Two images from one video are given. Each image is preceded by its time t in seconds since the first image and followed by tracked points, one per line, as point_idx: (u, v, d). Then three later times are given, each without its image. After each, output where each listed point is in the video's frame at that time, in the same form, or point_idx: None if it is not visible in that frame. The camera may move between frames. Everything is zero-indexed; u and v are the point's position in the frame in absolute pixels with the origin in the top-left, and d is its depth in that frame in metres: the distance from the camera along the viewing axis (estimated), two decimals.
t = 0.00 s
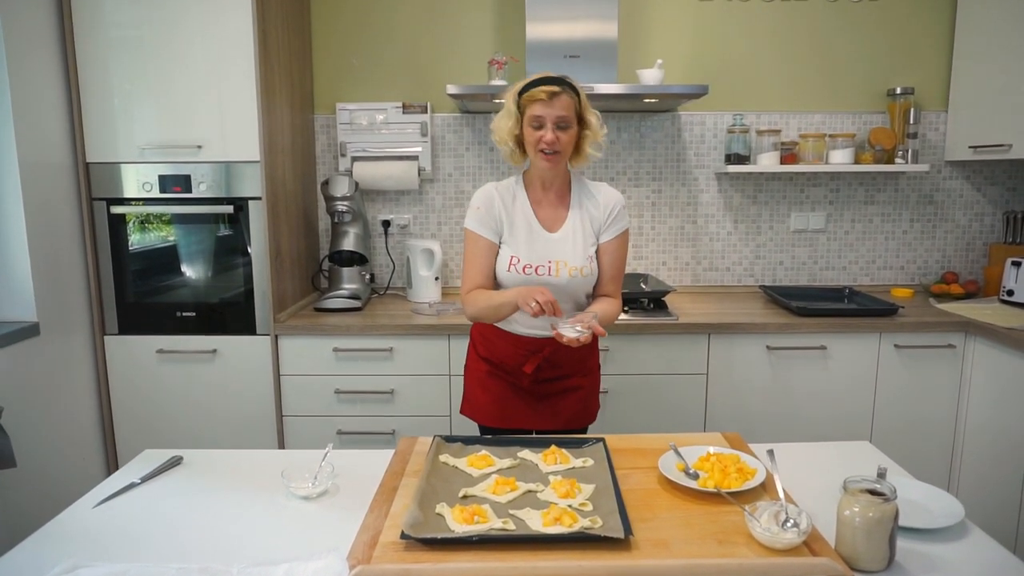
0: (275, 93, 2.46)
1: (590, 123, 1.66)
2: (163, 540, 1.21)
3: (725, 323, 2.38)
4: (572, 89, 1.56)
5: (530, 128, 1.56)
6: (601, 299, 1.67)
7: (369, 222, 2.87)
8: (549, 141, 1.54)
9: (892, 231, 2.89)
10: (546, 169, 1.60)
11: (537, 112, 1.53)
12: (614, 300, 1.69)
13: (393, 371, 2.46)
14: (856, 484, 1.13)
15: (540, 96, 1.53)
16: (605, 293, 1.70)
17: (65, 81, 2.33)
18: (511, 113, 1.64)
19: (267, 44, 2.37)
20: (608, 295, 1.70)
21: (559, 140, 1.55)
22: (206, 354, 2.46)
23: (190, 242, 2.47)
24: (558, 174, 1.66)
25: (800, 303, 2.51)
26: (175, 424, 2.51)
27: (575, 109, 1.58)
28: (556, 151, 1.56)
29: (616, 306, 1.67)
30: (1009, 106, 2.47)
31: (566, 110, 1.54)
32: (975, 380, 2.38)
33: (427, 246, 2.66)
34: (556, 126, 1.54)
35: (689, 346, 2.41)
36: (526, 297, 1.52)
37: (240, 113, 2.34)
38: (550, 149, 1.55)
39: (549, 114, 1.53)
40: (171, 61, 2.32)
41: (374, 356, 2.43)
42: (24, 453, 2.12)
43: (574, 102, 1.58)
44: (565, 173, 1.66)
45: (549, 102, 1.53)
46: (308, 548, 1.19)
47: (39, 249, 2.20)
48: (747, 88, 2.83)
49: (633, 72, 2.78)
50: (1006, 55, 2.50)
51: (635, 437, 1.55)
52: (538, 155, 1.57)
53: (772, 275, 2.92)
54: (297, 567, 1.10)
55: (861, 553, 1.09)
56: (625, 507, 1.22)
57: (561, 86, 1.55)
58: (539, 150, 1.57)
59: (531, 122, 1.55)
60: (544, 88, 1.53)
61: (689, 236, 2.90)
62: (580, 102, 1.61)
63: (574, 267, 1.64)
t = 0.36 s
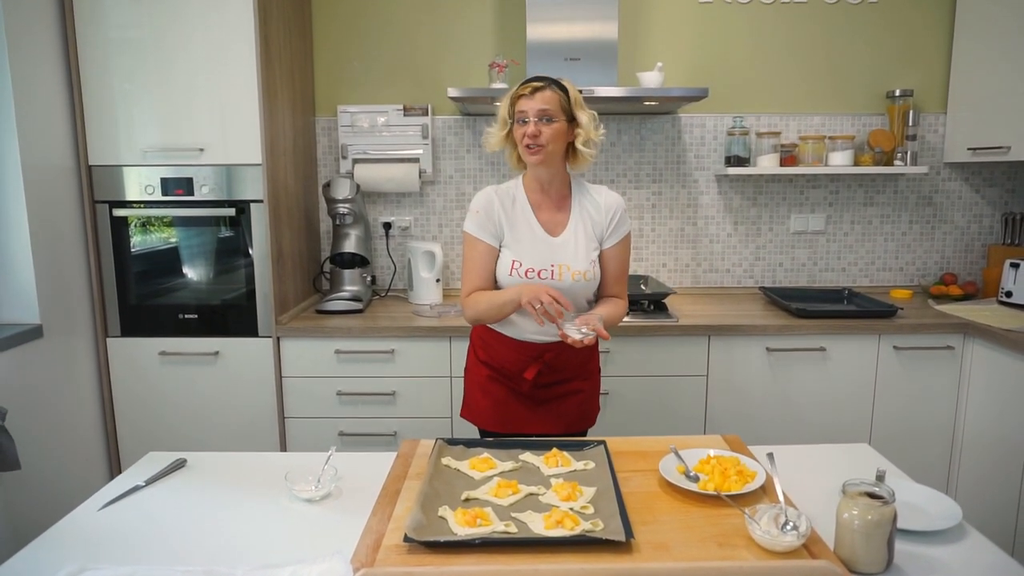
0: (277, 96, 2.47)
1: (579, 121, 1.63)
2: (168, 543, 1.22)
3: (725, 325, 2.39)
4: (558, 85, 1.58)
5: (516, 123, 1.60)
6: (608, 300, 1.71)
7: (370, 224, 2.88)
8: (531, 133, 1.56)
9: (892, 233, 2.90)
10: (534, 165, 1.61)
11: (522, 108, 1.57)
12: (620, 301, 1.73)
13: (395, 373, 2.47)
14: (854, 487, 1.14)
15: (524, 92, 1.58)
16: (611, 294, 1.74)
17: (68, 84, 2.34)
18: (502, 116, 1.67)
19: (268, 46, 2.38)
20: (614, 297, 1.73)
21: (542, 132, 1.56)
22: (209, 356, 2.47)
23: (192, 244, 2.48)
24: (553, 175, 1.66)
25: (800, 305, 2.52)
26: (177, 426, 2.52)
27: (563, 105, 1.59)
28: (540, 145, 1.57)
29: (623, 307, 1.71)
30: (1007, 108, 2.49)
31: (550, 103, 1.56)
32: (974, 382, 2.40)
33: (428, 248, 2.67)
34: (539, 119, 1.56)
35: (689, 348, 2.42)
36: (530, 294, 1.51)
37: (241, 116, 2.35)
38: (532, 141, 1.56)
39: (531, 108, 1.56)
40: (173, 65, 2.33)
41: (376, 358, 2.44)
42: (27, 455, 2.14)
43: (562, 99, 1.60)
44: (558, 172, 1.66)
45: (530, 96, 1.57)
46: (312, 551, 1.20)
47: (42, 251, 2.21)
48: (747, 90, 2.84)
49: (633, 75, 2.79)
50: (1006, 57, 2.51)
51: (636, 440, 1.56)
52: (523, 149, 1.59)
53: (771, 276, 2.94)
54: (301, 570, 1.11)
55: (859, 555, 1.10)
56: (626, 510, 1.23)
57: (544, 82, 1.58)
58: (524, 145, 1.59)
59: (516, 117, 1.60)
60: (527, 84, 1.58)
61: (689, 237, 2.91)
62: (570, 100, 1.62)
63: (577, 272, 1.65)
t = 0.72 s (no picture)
0: (278, 95, 2.47)
1: (579, 133, 1.63)
2: (171, 541, 1.23)
3: (725, 324, 2.40)
4: (558, 97, 1.57)
5: (517, 138, 1.59)
6: (609, 309, 1.72)
7: (371, 222, 2.88)
8: (533, 150, 1.55)
9: (892, 231, 2.90)
10: (535, 180, 1.60)
11: (523, 122, 1.56)
12: (622, 310, 1.73)
13: (396, 371, 2.47)
14: (854, 485, 1.15)
15: (524, 105, 1.57)
16: (613, 303, 1.74)
17: (70, 83, 2.34)
18: (502, 127, 1.66)
19: (269, 45, 2.38)
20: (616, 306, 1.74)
21: (543, 148, 1.55)
22: (210, 354, 2.47)
23: (193, 242, 2.48)
24: (554, 187, 1.66)
25: (800, 304, 2.52)
26: (179, 424, 2.53)
27: (563, 118, 1.58)
28: (541, 161, 1.56)
29: (625, 316, 1.71)
30: (1008, 108, 2.49)
31: (550, 118, 1.55)
32: (974, 380, 2.40)
33: (429, 246, 2.68)
34: (540, 135, 1.55)
35: (690, 346, 2.42)
36: (515, 323, 1.52)
37: (242, 114, 2.35)
38: (533, 158, 1.55)
39: (532, 123, 1.55)
40: (175, 63, 2.33)
41: (377, 356, 2.45)
42: (30, 453, 2.14)
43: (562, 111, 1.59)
44: (558, 185, 1.65)
45: (531, 111, 1.55)
46: (314, 549, 1.20)
47: (44, 250, 2.21)
48: (747, 89, 2.84)
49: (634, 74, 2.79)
50: (1006, 56, 2.51)
51: (637, 438, 1.57)
52: (525, 165, 1.58)
53: (772, 275, 2.94)
54: (303, 568, 1.11)
55: (859, 553, 1.11)
56: (627, 508, 1.24)
57: (544, 95, 1.56)
58: (525, 161, 1.58)
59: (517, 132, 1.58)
60: (527, 98, 1.56)
61: (690, 236, 2.92)
62: (569, 112, 1.61)
63: (577, 285, 1.66)
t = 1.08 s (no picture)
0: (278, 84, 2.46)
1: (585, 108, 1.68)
2: (176, 529, 1.24)
3: (726, 312, 2.40)
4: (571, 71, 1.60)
5: (534, 110, 1.58)
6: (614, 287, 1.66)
7: (372, 211, 2.88)
8: (557, 120, 1.55)
9: (893, 219, 2.90)
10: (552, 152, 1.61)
11: (541, 94, 1.56)
12: (628, 288, 1.67)
13: (398, 360, 2.49)
14: (852, 473, 1.16)
15: (540, 77, 1.57)
16: (618, 281, 1.69)
17: (70, 72, 2.34)
18: (507, 102, 1.64)
19: (269, 35, 2.37)
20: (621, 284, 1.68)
21: (566, 119, 1.57)
22: (213, 342, 2.49)
23: (194, 231, 2.49)
24: (559, 161, 1.68)
25: (800, 292, 2.53)
26: (182, 412, 2.54)
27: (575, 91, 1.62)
28: (563, 131, 1.57)
29: (630, 293, 1.65)
30: (1010, 95, 2.48)
31: (568, 90, 1.58)
32: (973, 368, 2.41)
33: (430, 235, 2.68)
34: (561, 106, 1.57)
35: (690, 334, 2.43)
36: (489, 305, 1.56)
37: (242, 103, 2.35)
38: (558, 128, 1.56)
39: (553, 94, 1.56)
40: (174, 52, 2.32)
41: (378, 344, 2.46)
42: (35, 441, 2.16)
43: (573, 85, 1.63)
44: (561, 160, 1.67)
45: (552, 82, 1.56)
46: (318, 536, 1.22)
47: (46, 239, 2.21)
48: (749, 76, 2.83)
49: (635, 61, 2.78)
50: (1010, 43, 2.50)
51: (637, 426, 1.58)
52: (544, 137, 1.58)
53: (773, 262, 2.94)
54: (307, 555, 1.13)
55: (857, 541, 1.12)
56: (627, 496, 1.25)
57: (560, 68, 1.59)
58: (545, 133, 1.57)
59: (535, 104, 1.57)
60: (544, 70, 1.57)
61: (690, 224, 2.92)
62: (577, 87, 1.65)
63: (572, 259, 1.66)
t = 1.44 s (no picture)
0: (279, 73, 2.46)
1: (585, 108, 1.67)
2: (181, 518, 1.26)
3: (726, 302, 2.41)
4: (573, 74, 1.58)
5: (534, 115, 1.57)
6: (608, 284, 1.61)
7: (373, 200, 2.88)
8: (558, 127, 1.55)
9: (894, 209, 2.90)
10: (552, 157, 1.61)
11: (544, 100, 1.55)
12: (624, 286, 1.62)
13: (399, 349, 2.50)
14: (849, 463, 1.17)
15: (543, 82, 1.55)
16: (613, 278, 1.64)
17: (70, 62, 2.33)
18: (507, 103, 1.62)
19: (269, 25, 2.37)
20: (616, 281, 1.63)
21: (567, 125, 1.56)
22: (215, 332, 2.50)
23: (196, 220, 2.50)
24: (558, 163, 1.67)
25: (801, 281, 2.53)
26: (185, 401, 2.56)
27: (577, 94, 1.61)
28: (564, 137, 1.57)
29: (625, 290, 1.60)
30: (1013, 85, 2.47)
31: (571, 95, 1.57)
32: (972, 358, 2.42)
33: (431, 225, 2.68)
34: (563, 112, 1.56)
35: (690, 324, 2.44)
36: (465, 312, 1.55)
37: (242, 93, 2.34)
38: (559, 135, 1.55)
39: (554, 101, 1.55)
40: (174, 42, 2.32)
41: (380, 334, 2.47)
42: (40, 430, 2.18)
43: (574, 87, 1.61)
44: (561, 162, 1.66)
45: (553, 87, 1.55)
46: (320, 526, 1.23)
47: (47, 230, 2.22)
48: (750, 65, 2.81)
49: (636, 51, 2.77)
50: (1013, 31, 2.48)
51: (636, 416, 1.59)
52: (545, 142, 1.57)
53: (773, 252, 2.95)
54: (310, 544, 1.15)
55: (853, 530, 1.13)
56: (626, 486, 1.27)
57: (563, 71, 1.56)
58: (546, 138, 1.57)
59: (536, 110, 1.57)
60: (547, 74, 1.55)
61: (691, 214, 2.92)
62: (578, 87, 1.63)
63: (566, 262, 1.66)
